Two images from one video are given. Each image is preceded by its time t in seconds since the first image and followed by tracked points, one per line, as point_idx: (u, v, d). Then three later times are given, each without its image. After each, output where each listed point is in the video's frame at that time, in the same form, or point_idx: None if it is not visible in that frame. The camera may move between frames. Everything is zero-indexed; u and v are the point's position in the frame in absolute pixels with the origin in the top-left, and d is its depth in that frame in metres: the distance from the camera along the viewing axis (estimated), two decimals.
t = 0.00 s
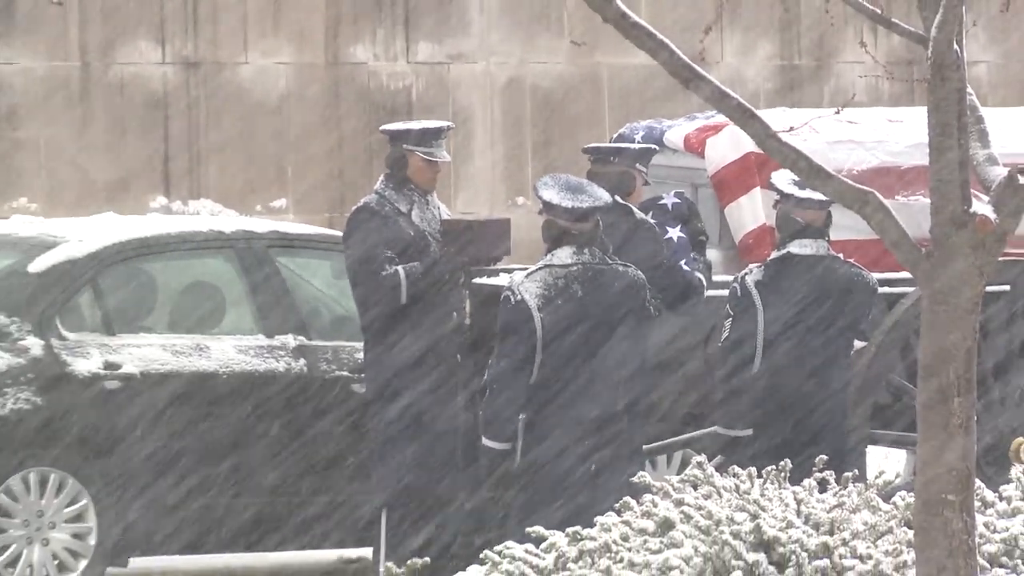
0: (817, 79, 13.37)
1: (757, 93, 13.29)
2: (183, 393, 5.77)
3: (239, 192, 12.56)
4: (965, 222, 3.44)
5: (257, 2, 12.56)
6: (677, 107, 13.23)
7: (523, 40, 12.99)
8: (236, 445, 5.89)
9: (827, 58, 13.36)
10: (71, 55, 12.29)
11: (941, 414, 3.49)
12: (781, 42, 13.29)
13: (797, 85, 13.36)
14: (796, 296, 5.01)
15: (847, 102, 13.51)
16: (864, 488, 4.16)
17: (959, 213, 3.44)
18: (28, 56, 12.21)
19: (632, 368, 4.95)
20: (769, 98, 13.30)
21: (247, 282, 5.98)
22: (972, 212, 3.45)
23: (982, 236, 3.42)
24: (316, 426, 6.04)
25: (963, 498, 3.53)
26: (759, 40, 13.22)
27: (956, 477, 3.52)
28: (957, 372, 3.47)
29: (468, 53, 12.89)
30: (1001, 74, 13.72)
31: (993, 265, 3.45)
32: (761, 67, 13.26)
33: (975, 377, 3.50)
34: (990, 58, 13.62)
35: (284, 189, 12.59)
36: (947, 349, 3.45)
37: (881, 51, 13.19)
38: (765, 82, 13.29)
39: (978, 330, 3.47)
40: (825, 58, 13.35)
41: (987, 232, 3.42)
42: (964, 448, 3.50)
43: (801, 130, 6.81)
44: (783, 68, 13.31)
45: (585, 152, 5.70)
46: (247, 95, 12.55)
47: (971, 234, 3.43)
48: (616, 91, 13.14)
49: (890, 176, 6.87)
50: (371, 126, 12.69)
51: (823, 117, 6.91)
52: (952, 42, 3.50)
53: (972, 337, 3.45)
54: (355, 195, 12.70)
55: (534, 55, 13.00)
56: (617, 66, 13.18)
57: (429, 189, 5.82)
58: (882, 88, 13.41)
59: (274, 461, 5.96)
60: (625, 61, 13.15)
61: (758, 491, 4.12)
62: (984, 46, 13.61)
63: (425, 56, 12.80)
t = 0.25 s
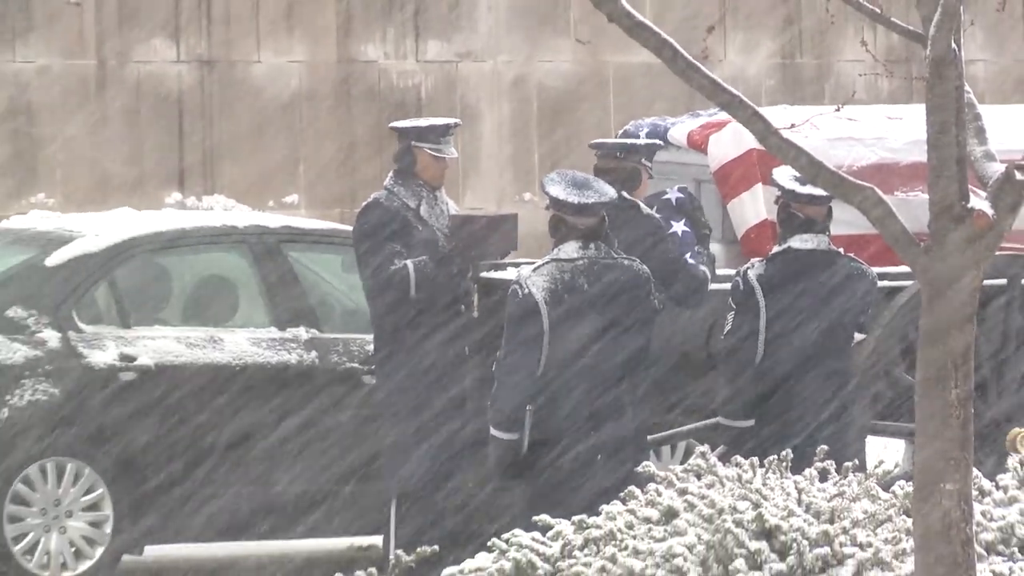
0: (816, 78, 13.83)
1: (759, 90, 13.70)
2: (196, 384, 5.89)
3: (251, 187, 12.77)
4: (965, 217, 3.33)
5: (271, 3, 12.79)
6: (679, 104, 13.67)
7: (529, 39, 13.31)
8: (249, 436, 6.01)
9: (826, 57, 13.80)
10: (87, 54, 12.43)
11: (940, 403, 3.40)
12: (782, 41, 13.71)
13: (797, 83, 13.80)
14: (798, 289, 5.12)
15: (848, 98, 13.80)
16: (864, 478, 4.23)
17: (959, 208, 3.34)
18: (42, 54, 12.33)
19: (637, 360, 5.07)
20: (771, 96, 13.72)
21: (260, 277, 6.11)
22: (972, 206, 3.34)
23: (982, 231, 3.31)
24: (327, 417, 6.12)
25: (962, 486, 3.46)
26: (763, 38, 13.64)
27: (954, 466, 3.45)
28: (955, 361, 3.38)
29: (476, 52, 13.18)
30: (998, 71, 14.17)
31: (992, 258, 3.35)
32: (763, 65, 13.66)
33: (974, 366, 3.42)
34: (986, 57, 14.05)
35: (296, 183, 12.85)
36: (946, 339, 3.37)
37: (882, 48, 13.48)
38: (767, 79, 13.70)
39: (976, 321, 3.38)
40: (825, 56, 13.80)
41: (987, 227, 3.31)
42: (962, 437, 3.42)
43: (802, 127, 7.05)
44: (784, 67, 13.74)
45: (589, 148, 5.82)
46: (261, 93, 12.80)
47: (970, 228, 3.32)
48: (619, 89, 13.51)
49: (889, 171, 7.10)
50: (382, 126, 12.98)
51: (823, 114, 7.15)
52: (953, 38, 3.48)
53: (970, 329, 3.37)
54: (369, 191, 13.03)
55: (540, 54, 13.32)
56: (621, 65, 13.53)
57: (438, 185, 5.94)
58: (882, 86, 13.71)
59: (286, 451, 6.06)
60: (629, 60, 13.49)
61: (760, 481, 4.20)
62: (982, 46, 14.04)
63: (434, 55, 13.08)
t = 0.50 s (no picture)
0: (821, 71, 13.98)
1: (764, 82, 13.90)
2: (212, 372, 6.03)
3: (266, 178, 13.04)
4: (966, 209, 3.36)
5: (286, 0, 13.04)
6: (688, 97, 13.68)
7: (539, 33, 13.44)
8: (265, 422, 6.13)
9: (831, 49, 13.97)
10: (106, 48, 12.80)
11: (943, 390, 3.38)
12: (787, 34, 13.90)
13: (803, 76, 13.96)
14: (803, 277, 5.22)
15: (852, 92, 13.98)
16: (866, 463, 4.29)
17: (961, 201, 3.36)
18: (67, 49, 12.72)
19: (645, 347, 5.17)
20: (776, 88, 13.92)
21: (275, 266, 6.23)
22: (972, 199, 3.37)
23: (982, 224, 3.35)
24: (341, 403, 6.24)
25: (963, 470, 3.45)
26: (767, 31, 13.85)
27: (955, 452, 3.45)
28: (956, 348, 3.39)
29: (487, 46, 13.34)
30: (999, 65, 14.33)
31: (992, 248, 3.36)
32: (769, 58, 13.87)
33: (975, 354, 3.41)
34: (988, 50, 14.25)
35: (309, 174, 13.04)
36: (947, 326, 3.38)
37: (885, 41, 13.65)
38: (772, 72, 13.91)
39: (977, 312, 3.39)
40: (831, 48, 13.98)
41: (987, 219, 3.35)
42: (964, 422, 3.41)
43: (806, 120, 7.19)
44: (790, 60, 13.92)
45: (594, 137, 5.92)
46: (276, 86, 13.02)
47: (971, 218, 3.35)
48: (629, 81, 13.52)
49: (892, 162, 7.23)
50: (393, 118, 13.20)
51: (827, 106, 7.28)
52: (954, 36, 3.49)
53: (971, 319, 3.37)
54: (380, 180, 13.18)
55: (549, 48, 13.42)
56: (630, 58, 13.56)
57: (448, 176, 6.03)
58: (885, 79, 13.92)
59: (301, 436, 6.18)
60: (638, 52, 13.53)
61: (765, 466, 4.30)
62: (983, 39, 14.23)
63: (446, 48, 13.28)
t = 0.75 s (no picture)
0: (831, 67, 14.06)
1: (774, 79, 13.98)
2: (232, 361, 6.14)
3: (284, 172, 13.14)
4: (974, 203, 3.46)
5: None
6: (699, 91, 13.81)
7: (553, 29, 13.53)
8: (283, 412, 6.24)
9: (841, 46, 14.03)
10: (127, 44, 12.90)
11: (949, 380, 3.48)
12: (798, 30, 13.98)
13: (812, 72, 14.04)
14: (814, 270, 5.31)
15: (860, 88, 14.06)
16: (875, 452, 4.38)
17: (969, 194, 3.46)
18: (88, 44, 12.81)
19: (658, 338, 5.26)
20: (786, 84, 13.99)
21: (293, 258, 6.34)
22: (980, 192, 3.48)
23: (988, 216, 3.46)
24: (358, 393, 6.34)
25: (969, 459, 3.54)
26: (778, 26, 13.91)
27: (963, 440, 3.52)
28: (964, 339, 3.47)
29: (502, 41, 13.45)
30: (1007, 62, 14.41)
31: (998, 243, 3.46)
32: (780, 54, 13.94)
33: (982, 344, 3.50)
34: (995, 46, 14.31)
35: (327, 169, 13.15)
36: (956, 318, 3.45)
37: (894, 38, 13.73)
38: (783, 68, 13.98)
39: (985, 304, 3.47)
40: (841, 45, 14.04)
41: (993, 211, 3.46)
42: (970, 412, 3.50)
43: (816, 114, 7.29)
44: (800, 56, 14.01)
45: (602, 132, 6.02)
46: (294, 81, 13.15)
47: (978, 212, 3.45)
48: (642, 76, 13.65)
49: (901, 157, 7.33)
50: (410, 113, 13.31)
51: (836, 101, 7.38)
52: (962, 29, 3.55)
53: (978, 310, 3.45)
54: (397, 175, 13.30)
55: (563, 44, 13.50)
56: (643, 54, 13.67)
57: (465, 170, 6.16)
58: (893, 75, 14.03)
59: (319, 426, 6.28)
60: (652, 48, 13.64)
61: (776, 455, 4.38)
62: (989, 35, 14.29)
63: (461, 44, 13.38)
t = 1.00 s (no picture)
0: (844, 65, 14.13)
1: (787, 77, 14.06)
2: (255, 354, 6.27)
3: (305, 170, 13.26)
4: (983, 197, 3.54)
5: None
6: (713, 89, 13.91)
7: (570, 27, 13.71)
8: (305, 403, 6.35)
9: (853, 45, 14.10)
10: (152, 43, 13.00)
11: (958, 372, 3.56)
12: (811, 28, 14.05)
13: (825, 70, 14.11)
14: (827, 264, 5.41)
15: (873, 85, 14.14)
16: (887, 444, 4.46)
17: (978, 188, 3.54)
18: (114, 41, 12.92)
19: (674, 332, 5.35)
20: (799, 82, 14.07)
21: (315, 253, 6.46)
22: (989, 187, 3.56)
23: (998, 211, 3.53)
24: (378, 385, 6.44)
25: (980, 450, 3.61)
26: (791, 24, 13.98)
27: (973, 432, 3.59)
28: (974, 332, 3.55)
29: (520, 40, 13.56)
30: (1018, 60, 14.47)
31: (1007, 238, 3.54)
32: (793, 52, 14.02)
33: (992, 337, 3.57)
34: (1005, 44, 14.35)
35: (348, 166, 13.27)
36: (964, 311, 3.54)
37: (906, 37, 13.79)
38: (796, 66, 14.06)
39: (994, 298, 3.56)
40: (853, 44, 14.10)
41: (1003, 207, 3.53)
42: (980, 404, 3.57)
43: (828, 111, 7.40)
44: (813, 54, 14.08)
45: (613, 131, 6.07)
46: (316, 79, 13.24)
47: (988, 208, 3.53)
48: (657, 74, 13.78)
49: (912, 153, 7.43)
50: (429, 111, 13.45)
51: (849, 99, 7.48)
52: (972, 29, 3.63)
53: (986, 304, 3.54)
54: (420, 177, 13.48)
55: (581, 42, 13.69)
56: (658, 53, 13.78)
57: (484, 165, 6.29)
58: (904, 73, 14.07)
59: (340, 418, 6.39)
60: (667, 47, 13.76)
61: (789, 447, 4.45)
62: (999, 33, 14.33)
63: (480, 43, 13.48)
